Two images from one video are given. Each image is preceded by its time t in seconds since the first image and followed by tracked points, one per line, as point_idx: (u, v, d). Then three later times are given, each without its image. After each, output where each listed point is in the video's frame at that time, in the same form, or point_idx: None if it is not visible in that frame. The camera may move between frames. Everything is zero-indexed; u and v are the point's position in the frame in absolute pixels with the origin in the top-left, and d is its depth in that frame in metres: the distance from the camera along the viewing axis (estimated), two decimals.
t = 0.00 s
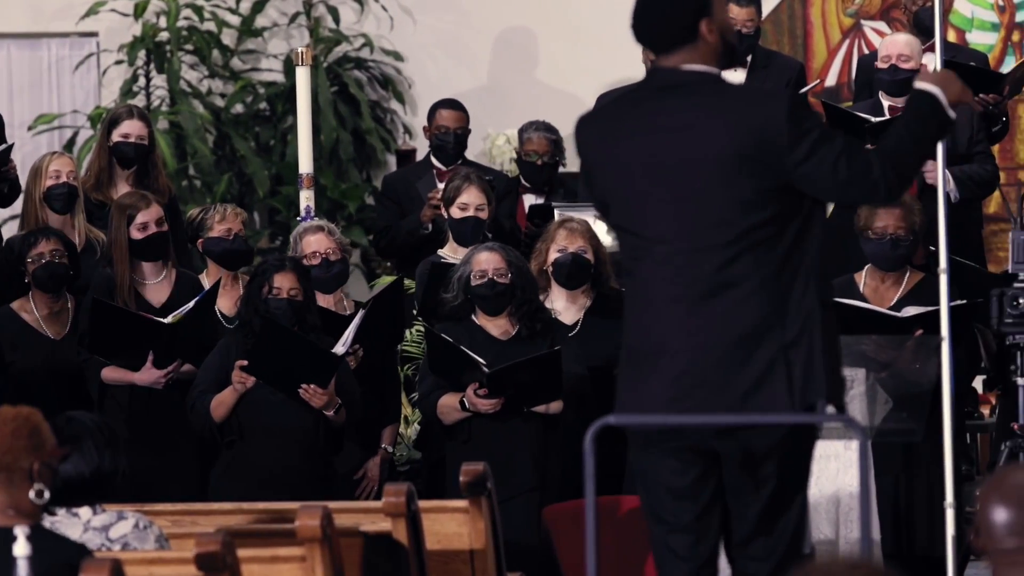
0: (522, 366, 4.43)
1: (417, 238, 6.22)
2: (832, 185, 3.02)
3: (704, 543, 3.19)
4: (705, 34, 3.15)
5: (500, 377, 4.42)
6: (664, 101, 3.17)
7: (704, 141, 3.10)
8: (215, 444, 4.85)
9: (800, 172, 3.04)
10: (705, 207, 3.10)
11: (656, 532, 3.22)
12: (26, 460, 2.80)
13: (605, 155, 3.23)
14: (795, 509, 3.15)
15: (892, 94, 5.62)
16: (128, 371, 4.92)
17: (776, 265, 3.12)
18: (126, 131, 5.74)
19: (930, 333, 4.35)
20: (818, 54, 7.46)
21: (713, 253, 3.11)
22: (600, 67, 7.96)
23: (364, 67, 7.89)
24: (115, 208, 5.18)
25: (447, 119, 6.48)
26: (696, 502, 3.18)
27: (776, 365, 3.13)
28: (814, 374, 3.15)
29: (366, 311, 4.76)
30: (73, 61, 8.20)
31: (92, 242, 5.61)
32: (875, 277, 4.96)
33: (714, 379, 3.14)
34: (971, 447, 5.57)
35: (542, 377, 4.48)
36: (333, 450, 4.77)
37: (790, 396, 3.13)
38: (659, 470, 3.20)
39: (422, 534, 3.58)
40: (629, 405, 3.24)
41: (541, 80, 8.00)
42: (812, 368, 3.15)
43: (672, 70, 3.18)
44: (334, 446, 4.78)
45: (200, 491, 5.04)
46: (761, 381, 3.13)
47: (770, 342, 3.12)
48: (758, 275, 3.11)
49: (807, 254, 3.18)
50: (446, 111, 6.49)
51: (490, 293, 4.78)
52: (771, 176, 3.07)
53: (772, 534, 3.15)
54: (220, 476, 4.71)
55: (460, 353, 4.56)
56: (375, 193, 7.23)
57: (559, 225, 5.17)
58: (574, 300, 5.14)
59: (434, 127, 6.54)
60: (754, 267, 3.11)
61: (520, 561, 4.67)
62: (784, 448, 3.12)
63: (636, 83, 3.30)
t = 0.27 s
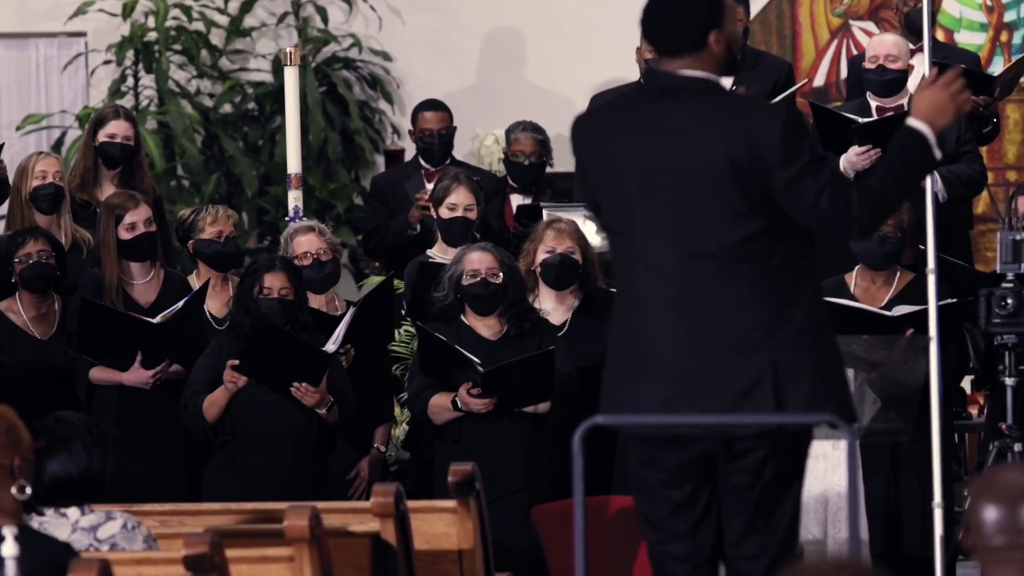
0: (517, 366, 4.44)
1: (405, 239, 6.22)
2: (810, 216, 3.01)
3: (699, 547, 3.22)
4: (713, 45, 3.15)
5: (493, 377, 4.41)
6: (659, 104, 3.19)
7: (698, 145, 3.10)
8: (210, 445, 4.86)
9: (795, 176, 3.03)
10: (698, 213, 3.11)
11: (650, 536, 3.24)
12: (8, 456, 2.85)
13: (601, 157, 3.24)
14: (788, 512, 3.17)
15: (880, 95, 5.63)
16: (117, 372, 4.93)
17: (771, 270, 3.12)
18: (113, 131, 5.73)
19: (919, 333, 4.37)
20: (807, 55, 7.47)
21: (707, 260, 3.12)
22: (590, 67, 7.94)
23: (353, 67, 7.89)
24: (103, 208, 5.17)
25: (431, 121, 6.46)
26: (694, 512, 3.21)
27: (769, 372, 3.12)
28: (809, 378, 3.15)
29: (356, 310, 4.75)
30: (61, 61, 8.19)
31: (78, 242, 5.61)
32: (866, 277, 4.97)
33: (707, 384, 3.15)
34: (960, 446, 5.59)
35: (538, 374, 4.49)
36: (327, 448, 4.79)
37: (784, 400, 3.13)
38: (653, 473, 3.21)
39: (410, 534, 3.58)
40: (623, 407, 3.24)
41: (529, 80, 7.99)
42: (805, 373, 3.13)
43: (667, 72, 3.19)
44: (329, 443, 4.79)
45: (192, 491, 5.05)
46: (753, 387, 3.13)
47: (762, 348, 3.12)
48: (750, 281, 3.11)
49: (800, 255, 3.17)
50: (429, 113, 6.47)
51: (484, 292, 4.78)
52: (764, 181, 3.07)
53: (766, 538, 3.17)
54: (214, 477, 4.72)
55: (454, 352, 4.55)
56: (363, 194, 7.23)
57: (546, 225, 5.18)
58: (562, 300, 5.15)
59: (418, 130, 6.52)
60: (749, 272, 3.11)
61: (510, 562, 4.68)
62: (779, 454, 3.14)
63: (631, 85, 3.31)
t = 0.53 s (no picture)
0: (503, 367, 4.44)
1: (390, 239, 6.22)
2: (794, 226, 3.05)
3: (685, 547, 3.23)
4: (711, 51, 3.16)
5: (480, 379, 4.42)
6: (648, 104, 3.19)
7: (687, 145, 3.11)
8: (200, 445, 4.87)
9: (780, 180, 3.05)
10: (685, 214, 3.12)
11: (637, 536, 3.25)
12: None
13: (586, 155, 3.24)
14: (774, 510, 3.19)
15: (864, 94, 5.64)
16: (101, 371, 4.92)
17: (757, 271, 3.14)
18: (96, 131, 5.72)
19: (906, 335, 4.39)
20: (792, 55, 7.50)
21: (693, 261, 3.13)
22: (575, 67, 7.92)
23: (338, 67, 7.89)
24: (89, 208, 5.17)
25: (411, 124, 6.47)
26: (681, 513, 3.22)
27: (741, 375, 3.12)
28: (794, 379, 3.16)
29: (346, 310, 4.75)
30: (46, 61, 8.16)
31: (60, 241, 5.60)
32: (852, 277, 4.94)
33: (682, 387, 3.15)
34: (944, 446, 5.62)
35: (522, 377, 4.50)
36: (319, 447, 4.80)
37: (769, 402, 3.13)
38: (638, 476, 3.22)
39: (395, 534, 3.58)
40: (606, 408, 3.24)
41: (514, 80, 7.98)
42: (779, 373, 3.15)
43: (657, 72, 3.20)
44: (319, 443, 4.80)
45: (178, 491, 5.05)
46: (724, 389, 3.13)
47: (733, 351, 3.12)
48: (732, 281, 3.12)
49: (771, 257, 3.18)
50: (408, 115, 6.49)
51: (472, 293, 4.78)
52: (750, 182, 3.08)
53: (750, 538, 3.18)
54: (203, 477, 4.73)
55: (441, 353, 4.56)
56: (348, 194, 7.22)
57: (531, 226, 5.18)
58: (548, 300, 5.15)
59: (399, 134, 6.51)
60: (734, 273, 3.12)
61: (496, 563, 4.68)
62: (766, 455, 3.15)
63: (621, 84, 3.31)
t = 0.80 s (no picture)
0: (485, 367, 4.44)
1: (373, 240, 6.21)
2: (784, 216, 3.04)
3: (665, 545, 3.23)
4: (698, 49, 3.18)
5: (461, 379, 4.42)
6: (633, 101, 3.19)
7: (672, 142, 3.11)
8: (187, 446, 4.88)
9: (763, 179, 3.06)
10: (669, 211, 3.13)
11: (618, 535, 3.26)
12: None
13: (569, 154, 3.25)
14: (755, 508, 3.20)
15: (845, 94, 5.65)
16: (84, 371, 4.91)
17: (738, 269, 3.15)
18: (79, 131, 5.70)
19: (890, 334, 4.40)
20: (774, 55, 7.51)
21: (676, 259, 3.14)
22: (559, 67, 7.93)
23: (320, 67, 7.88)
24: (72, 208, 5.15)
25: (392, 122, 6.51)
26: (661, 510, 3.22)
27: (720, 373, 3.15)
28: (777, 378, 3.17)
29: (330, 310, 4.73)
30: (28, 61, 8.13)
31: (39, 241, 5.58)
32: (837, 278, 4.95)
33: (664, 385, 3.17)
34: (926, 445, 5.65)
35: (504, 376, 4.49)
36: (304, 450, 4.80)
37: (747, 400, 3.15)
38: (620, 474, 3.23)
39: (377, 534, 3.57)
40: (587, 406, 3.25)
41: (498, 80, 7.98)
42: (759, 372, 3.16)
43: (643, 70, 3.20)
44: (305, 445, 4.80)
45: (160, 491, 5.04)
46: (704, 389, 3.15)
47: (715, 351, 3.15)
48: (717, 281, 3.14)
49: (757, 258, 3.19)
50: (390, 113, 6.53)
51: (456, 292, 4.78)
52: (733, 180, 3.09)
53: (730, 537, 3.19)
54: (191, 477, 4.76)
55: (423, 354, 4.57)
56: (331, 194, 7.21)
57: (514, 225, 5.17)
58: (530, 300, 5.16)
59: (380, 131, 6.58)
60: (712, 271, 3.14)
61: (478, 562, 4.68)
62: (748, 453, 3.16)
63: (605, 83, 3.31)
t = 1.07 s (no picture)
0: (467, 364, 4.44)
1: (354, 240, 6.21)
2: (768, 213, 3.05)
3: (646, 541, 3.24)
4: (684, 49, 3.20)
5: (442, 378, 4.43)
6: (619, 100, 3.20)
7: (658, 141, 3.13)
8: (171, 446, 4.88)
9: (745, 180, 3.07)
10: (655, 209, 3.14)
11: (602, 534, 3.27)
12: None
13: (554, 153, 3.26)
14: (738, 505, 3.21)
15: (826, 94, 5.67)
16: (67, 371, 4.92)
17: (727, 268, 3.16)
18: (61, 131, 5.69)
19: (872, 331, 4.46)
20: (755, 55, 7.52)
21: (663, 255, 3.14)
22: (541, 67, 7.94)
23: (301, 67, 7.87)
24: (53, 207, 5.12)
25: (375, 117, 6.50)
26: (644, 506, 3.23)
27: (712, 372, 3.16)
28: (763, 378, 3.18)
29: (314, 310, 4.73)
30: (8, 60, 8.11)
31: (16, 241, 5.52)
32: (820, 278, 4.97)
33: (652, 384, 3.17)
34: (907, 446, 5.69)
35: (486, 375, 4.49)
36: (286, 451, 4.80)
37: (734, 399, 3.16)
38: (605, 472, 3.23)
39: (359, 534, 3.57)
40: (577, 404, 3.26)
41: (480, 80, 7.98)
42: (747, 372, 3.17)
43: (631, 70, 3.21)
44: (287, 446, 4.80)
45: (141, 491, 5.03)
46: (699, 387, 3.16)
47: (708, 350, 3.15)
48: (703, 278, 3.14)
49: (749, 255, 3.20)
50: (373, 109, 6.53)
51: (438, 291, 4.79)
52: (717, 179, 3.10)
53: (712, 536, 3.20)
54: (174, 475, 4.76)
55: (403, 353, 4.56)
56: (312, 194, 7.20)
57: (495, 225, 5.18)
58: (512, 300, 5.16)
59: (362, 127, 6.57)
60: (702, 270, 3.14)
61: (460, 562, 4.69)
62: (733, 452, 3.17)
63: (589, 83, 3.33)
